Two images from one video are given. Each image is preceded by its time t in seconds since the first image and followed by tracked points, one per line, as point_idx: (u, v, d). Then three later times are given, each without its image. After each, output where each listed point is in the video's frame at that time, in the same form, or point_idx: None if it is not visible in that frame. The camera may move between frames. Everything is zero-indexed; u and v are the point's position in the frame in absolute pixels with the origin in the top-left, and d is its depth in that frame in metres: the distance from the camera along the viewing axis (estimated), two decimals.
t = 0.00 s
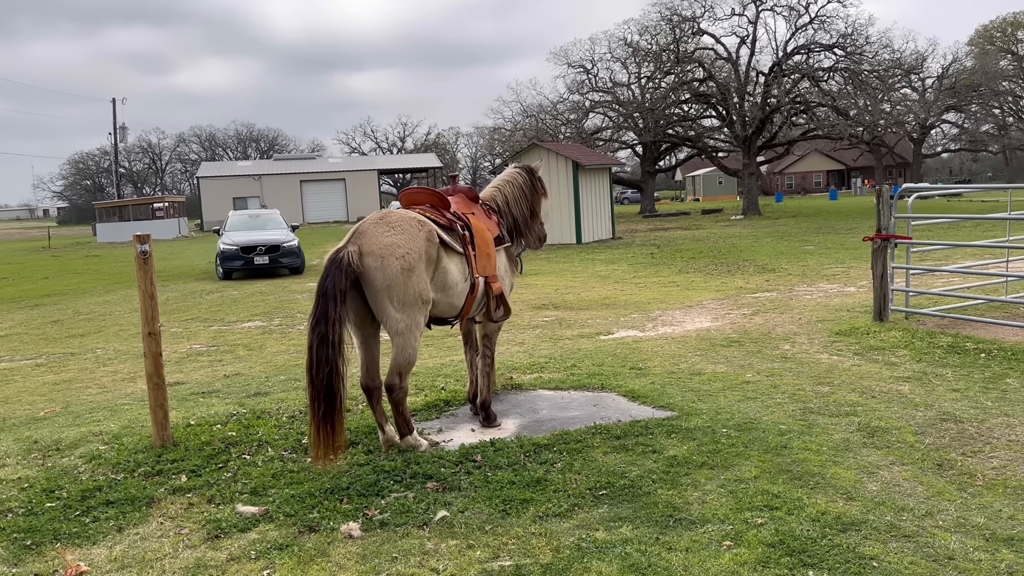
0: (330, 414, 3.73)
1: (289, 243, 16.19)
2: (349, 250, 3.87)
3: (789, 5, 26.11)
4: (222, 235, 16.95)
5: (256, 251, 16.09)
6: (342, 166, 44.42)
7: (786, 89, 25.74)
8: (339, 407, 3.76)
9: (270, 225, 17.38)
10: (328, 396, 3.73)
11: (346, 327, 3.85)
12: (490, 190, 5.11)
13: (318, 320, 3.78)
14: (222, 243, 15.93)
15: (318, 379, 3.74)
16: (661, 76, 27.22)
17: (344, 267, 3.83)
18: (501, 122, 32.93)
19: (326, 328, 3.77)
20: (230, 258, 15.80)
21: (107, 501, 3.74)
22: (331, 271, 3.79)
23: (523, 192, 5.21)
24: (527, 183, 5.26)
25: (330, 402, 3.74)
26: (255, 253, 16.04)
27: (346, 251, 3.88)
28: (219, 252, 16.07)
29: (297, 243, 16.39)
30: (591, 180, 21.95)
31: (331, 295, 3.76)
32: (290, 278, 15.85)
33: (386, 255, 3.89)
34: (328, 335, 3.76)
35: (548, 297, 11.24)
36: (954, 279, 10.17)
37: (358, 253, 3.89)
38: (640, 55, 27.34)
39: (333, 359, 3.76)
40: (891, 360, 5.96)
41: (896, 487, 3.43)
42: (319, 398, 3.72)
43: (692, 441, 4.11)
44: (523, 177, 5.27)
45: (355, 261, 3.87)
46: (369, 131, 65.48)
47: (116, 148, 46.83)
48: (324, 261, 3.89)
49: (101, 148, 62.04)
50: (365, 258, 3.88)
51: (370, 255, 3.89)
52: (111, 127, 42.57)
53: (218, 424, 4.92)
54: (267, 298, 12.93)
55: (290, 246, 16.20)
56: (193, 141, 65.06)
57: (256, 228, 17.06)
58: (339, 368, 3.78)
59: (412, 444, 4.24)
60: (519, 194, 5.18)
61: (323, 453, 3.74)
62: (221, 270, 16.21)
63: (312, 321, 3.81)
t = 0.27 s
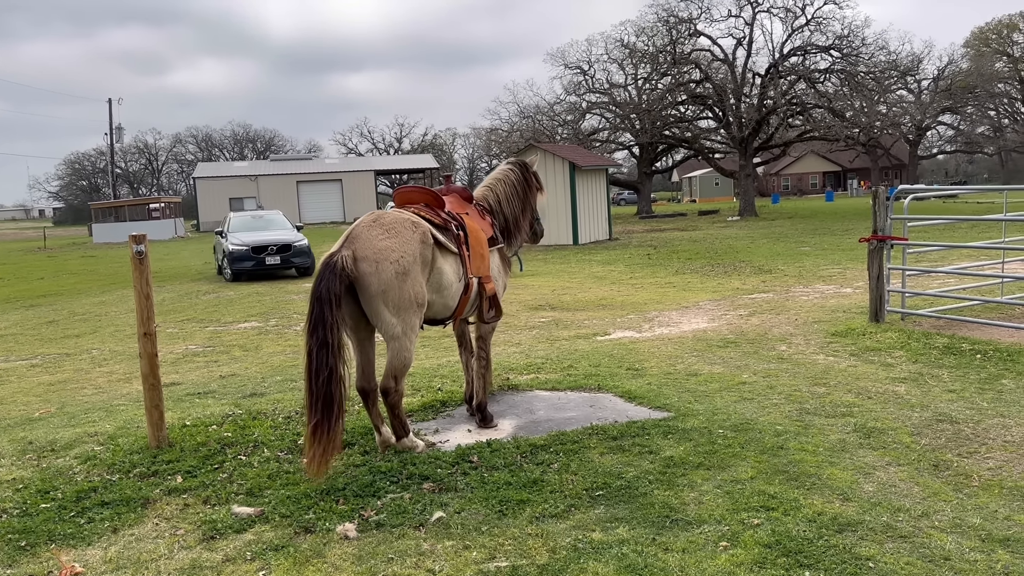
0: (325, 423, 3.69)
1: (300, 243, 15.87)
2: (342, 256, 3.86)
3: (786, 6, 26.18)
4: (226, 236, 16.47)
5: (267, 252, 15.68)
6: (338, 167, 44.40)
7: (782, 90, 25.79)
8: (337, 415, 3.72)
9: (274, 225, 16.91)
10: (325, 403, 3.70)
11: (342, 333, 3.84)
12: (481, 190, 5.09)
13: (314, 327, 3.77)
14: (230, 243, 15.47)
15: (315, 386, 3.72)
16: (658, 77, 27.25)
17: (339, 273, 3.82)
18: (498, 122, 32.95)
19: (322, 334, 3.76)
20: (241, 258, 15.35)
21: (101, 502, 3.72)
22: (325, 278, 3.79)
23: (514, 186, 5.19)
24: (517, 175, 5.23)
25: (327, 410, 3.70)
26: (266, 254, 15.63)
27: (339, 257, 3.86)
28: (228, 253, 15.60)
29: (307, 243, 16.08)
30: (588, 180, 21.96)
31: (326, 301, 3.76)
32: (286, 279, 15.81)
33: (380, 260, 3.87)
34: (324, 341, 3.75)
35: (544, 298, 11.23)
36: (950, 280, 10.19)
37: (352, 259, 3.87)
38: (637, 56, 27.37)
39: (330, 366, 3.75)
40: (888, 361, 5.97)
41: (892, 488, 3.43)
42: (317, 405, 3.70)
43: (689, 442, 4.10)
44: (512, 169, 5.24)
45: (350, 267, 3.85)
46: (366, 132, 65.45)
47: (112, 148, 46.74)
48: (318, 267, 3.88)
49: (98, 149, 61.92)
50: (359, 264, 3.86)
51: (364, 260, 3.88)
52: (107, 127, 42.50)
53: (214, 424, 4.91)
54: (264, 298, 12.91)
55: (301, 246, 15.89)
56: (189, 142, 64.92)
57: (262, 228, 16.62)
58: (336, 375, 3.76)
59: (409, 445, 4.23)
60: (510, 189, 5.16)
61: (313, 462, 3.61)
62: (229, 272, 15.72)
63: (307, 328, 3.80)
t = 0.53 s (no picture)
0: (322, 432, 3.63)
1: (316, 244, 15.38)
2: (332, 262, 3.81)
3: (782, 9, 26.27)
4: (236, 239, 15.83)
5: (282, 253, 15.14)
6: (334, 168, 44.35)
7: (778, 92, 25.87)
8: (335, 423, 3.66)
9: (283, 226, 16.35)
10: (321, 411, 3.63)
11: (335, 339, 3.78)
12: (470, 192, 5.07)
13: (305, 334, 3.70)
14: (245, 246, 14.90)
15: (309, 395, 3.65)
16: (654, 79, 27.28)
17: (329, 279, 3.75)
18: (495, 124, 32.97)
19: (314, 342, 3.69)
20: (257, 261, 14.78)
21: (96, 503, 3.71)
22: (315, 285, 3.72)
23: (503, 182, 5.17)
24: (505, 172, 5.21)
25: (323, 418, 3.64)
26: (282, 255, 15.12)
27: (328, 264, 3.81)
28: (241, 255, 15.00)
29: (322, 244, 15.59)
30: (584, 182, 21.98)
31: (317, 307, 3.69)
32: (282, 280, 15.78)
33: (370, 265, 3.83)
34: (317, 349, 3.68)
35: (540, 299, 11.23)
36: (945, 282, 10.22)
37: (342, 265, 3.82)
38: (633, 58, 27.39)
39: (324, 373, 3.68)
40: (883, 363, 5.99)
41: (887, 490, 3.44)
42: (313, 413, 3.63)
43: (684, 443, 4.11)
44: (502, 168, 5.23)
45: (340, 273, 3.80)
46: (362, 133, 65.42)
47: (108, 149, 46.63)
48: (307, 274, 3.81)
49: (93, 149, 61.77)
50: (350, 270, 3.82)
51: (354, 266, 3.83)
52: (102, 128, 42.42)
53: (209, 426, 4.89)
54: (259, 299, 12.88)
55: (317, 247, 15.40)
56: (185, 143, 64.80)
57: (271, 230, 16.04)
58: (330, 382, 3.68)
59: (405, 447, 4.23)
60: (498, 186, 5.14)
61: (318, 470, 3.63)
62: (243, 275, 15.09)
63: (298, 336, 3.73)
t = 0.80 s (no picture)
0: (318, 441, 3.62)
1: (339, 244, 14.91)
2: (318, 271, 3.77)
3: (778, 11, 26.33)
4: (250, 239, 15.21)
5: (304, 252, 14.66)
6: (330, 168, 44.31)
7: (774, 94, 25.93)
8: (328, 432, 3.66)
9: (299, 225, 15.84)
10: (313, 421, 3.61)
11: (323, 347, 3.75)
12: (458, 192, 5.06)
13: (293, 343, 3.65)
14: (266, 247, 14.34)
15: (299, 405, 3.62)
16: (651, 80, 27.31)
17: (317, 288, 3.72)
18: (491, 125, 32.98)
19: (302, 350, 3.65)
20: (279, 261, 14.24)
21: (90, 504, 3.70)
22: (303, 293, 3.68)
23: (488, 178, 5.16)
24: (490, 168, 5.20)
25: (316, 427, 3.61)
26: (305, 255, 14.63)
27: (316, 272, 3.77)
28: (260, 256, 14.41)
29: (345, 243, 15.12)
30: (580, 183, 21.99)
31: (305, 316, 3.65)
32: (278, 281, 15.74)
33: (357, 273, 3.81)
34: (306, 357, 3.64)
35: (536, 301, 11.22)
36: (940, 284, 10.25)
37: (330, 273, 3.79)
38: (630, 59, 27.42)
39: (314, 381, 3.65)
40: (878, 365, 6.00)
41: (881, 492, 3.44)
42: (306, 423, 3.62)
43: (679, 445, 4.11)
44: (487, 164, 5.21)
45: (328, 282, 3.77)
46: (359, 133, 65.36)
47: (104, 149, 46.50)
48: (293, 282, 3.76)
49: (89, 149, 61.59)
50: (338, 278, 3.79)
51: (342, 274, 3.81)
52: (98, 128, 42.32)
53: (204, 427, 4.87)
54: (254, 300, 12.86)
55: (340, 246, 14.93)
56: (181, 143, 64.65)
57: (285, 229, 15.44)
58: (320, 390, 3.65)
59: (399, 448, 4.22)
60: (485, 183, 5.14)
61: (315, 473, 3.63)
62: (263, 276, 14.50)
63: (285, 346, 3.69)
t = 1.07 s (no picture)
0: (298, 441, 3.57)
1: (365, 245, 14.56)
2: (310, 268, 3.74)
3: (776, 13, 26.38)
4: (269, 240, 14.62)
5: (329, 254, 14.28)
6: (328, 169, 44.28)
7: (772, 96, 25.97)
8: (306, 430, 3.59)
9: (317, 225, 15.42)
10: (295, 420, 3.57)
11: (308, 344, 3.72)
12: (451, 193, 5.05)
13: (277, 338, 3.62)
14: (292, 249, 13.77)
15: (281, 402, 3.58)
16: (649, 82, 27.33)
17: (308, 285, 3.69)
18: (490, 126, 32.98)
19: (286, 346, 3.62)
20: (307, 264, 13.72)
21: (86, 505, 3.69)
22: (292, 288, 3.64)
23: (482, 179, 5.15)
24: (483, 170, 5.20)
25: (297, 425, 3.58)
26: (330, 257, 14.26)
27: (307, 270, 3.73)
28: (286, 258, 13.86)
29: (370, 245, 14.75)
30: (578, 184, 22.00)
31: (292, 312, 3.62)
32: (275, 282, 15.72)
33: (350, 273, 3.80)
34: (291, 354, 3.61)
35: (534, 302, 11.22)
36: (936, 286, 10.27)
37: (322, 271, 3.77)
38: (628, 61, 27.44)
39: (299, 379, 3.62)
40: (874, 367, 6.01)
41: (878, 494, 3.44)
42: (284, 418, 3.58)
43: (676, 446, 4.11)
44: (480, 165, 5.21)
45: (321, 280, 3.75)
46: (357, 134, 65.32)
47: (101, 149, 46.42)
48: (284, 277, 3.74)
49: (86, 149, 61.49)
50: (329, 277, 3.78)
51: (335, 274, 3.80)
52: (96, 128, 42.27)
53: (200, 428, 4.87)
54: (251, 301, 12.84)
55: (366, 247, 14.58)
56: (179, 143, 64.55)
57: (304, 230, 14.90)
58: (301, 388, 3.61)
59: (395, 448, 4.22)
60: (478, 182, 5.13)
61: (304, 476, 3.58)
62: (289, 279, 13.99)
63: (270, 340, 3.65)
